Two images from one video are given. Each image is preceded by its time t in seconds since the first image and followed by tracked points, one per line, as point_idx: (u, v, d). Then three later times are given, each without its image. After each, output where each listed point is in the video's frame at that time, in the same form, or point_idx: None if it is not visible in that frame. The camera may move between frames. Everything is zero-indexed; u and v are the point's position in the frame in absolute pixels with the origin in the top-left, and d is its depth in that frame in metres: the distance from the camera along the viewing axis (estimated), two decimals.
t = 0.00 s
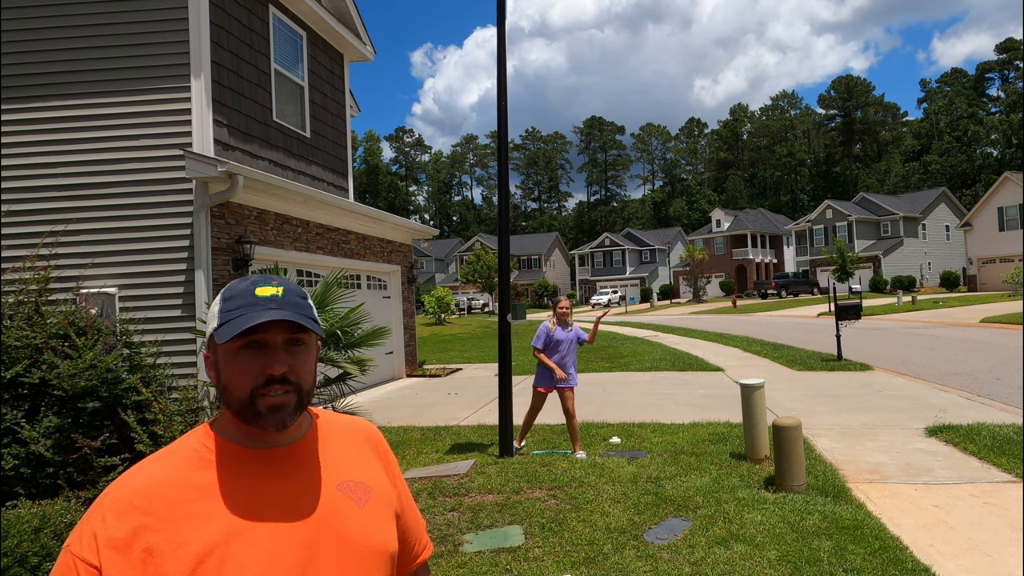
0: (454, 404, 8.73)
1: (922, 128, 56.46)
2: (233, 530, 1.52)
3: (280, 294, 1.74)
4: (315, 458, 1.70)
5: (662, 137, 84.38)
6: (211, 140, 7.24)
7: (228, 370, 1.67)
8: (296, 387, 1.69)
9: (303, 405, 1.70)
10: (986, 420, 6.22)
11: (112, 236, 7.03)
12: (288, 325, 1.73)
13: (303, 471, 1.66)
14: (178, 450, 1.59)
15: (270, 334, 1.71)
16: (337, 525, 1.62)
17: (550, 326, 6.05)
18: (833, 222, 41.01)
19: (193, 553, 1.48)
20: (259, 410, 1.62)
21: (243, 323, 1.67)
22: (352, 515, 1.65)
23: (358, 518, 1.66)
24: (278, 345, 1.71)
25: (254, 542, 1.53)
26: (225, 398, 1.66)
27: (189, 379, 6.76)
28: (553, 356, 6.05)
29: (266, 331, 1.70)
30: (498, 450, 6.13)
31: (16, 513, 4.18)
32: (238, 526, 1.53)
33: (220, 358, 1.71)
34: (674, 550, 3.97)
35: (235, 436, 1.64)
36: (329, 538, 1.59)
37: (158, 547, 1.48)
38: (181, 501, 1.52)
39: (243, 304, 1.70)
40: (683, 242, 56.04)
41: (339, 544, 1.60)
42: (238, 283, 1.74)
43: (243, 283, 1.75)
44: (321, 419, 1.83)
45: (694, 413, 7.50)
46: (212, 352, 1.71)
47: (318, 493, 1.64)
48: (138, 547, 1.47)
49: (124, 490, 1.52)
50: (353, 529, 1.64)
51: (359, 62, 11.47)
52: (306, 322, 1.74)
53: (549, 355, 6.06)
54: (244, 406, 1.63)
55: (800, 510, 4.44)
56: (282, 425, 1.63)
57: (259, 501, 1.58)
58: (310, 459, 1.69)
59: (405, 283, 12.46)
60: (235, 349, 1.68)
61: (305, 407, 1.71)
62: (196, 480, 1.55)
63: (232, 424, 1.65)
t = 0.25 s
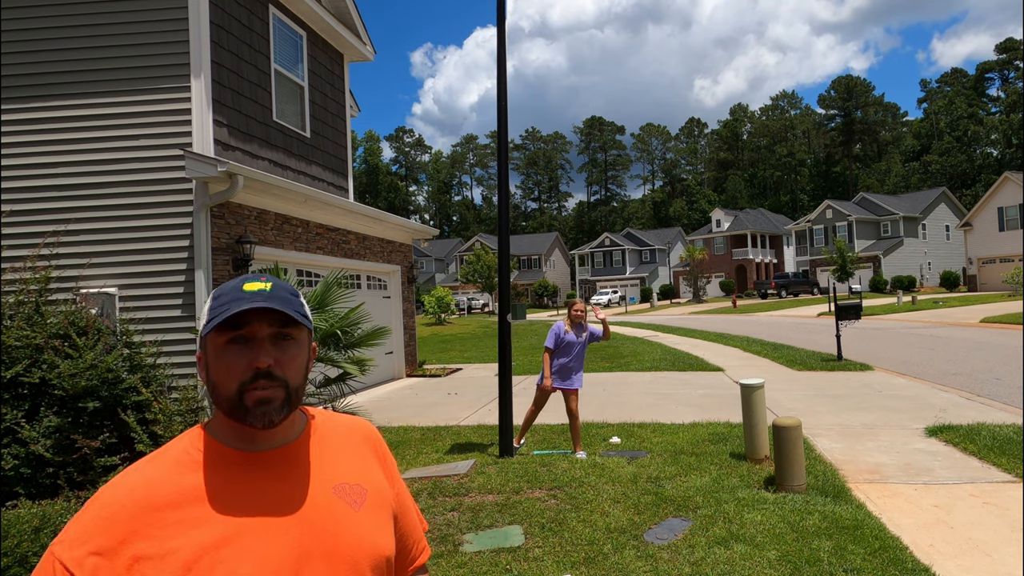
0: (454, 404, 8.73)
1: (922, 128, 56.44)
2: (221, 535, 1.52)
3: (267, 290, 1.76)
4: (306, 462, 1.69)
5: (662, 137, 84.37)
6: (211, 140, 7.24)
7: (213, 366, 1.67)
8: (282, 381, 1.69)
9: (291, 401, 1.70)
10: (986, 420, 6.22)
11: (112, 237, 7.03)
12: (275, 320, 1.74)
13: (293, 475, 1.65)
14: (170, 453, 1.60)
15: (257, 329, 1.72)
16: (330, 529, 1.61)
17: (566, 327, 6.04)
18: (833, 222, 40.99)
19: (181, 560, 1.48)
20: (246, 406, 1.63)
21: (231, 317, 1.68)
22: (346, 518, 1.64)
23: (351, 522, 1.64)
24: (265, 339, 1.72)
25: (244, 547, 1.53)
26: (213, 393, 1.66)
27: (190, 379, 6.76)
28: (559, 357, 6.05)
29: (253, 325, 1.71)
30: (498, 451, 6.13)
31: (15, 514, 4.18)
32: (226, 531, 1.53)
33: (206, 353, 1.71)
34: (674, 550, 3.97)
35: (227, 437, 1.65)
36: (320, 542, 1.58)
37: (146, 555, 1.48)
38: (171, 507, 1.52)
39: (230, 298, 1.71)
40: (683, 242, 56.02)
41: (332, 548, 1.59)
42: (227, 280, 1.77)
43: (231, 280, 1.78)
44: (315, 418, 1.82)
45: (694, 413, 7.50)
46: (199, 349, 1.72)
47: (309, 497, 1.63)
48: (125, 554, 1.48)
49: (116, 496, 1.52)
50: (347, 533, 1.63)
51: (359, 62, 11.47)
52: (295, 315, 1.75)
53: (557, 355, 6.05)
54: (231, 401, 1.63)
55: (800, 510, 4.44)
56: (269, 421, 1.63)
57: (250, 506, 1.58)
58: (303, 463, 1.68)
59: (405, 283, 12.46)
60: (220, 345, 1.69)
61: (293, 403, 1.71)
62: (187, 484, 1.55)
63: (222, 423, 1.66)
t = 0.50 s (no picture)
0: (454, 404, 8.72)
1: (922, 128, 56.41)
2: (207, 544, 1.52)
3: (244, 289, 1.74)
4: (291, 464, 1.68)
5: (662, 137, 84.35)
6: (211, 140, 7.24)
7: (190, 367, 1.65)
8: (261, 382, 1.67)
9: (272, 402, 1.68)
10: (986, 420, 6.22)
11: (112, 236, 7.03)
12: (253, 319, 1.72)
13: (279, 478, 1.64)
14: (153, 463, 1.59)
15: (234, 329, 1.70)
16: (320, 532, 1.60)
17: (566, 327, 6.04)
18: (833, 222, 40.98)
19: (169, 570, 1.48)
20: (224, 409, 1.61)
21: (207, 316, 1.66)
22: (337, 520, 1.63)
23: (342, 522, 1.64)
24: (243, 338, 1.70)
25: (233, 554, 1.53)
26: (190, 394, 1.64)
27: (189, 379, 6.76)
28: (558, 356, 6.05)
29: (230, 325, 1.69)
30: (498, 451, 6.12)
31: (15, 514, 4.19)
32: (214, 539, 1.53)
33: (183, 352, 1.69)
34: (674, 550, 3.97)
35: (210, 443, 1.64)
36: (310, 545, 1.58)
37: (133, 566, 1.49)
38: (155, 518, 1.52)
39: (206, 297, 1.70)
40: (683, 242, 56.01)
41: (323, 551, 1.58)
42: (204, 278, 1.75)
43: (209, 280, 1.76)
44: (301, 418, 1.81)
45: (694, 413, 7.50)
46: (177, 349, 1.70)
47: (297, 500, 1.62)
48: (113, 566, 1.48)
49: (101, 508, 1.52)
50: (337, 535, 1.61)
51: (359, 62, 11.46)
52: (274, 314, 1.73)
53: (556, 355, 6.05)
54: (209, 404, 1.62)
55: (800, 510, 4.44)
56: (248, 424, 1.61)
57: (236, 513, 1.57)
58: (289, 465, 1.67)
59: (404, 283, 12.46)
60: (197, 345, 1.67)
61: (273, 404, 1.69)
62: (171, 494, 1.55)
63: (204, 428, 1.64)
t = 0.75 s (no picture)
0: (454, 404, 8.72)
1: (922, 128, 56.42)
2: (200, 553, 1.49)
3: (231, 294, 1.67)
4: (280, 469, 1.65)
5: (662, 137, 84.39)
6: (211, 140, 7.24)
7: (176, 377, 1.59)
8: (250, 393, 1.61)
9: (260, 412, 1.63)
10: (986, 420, 6.23)
11: (112, 236, 7.03)
12: (239, 328, 1.66)
13: (268, 484, 1.62)
14: (137, 473, 1.54)
15: (220, 338, 1.63)
16: (313, 535, 1.59)
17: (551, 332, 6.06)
18: (833, 222, 41.00)
19: None
20: (212, 420, 1.55)
21: (192, 326, 1.59)
22: (329, 523, 1.63)
23: (334, 524, 1.63)
24: (229, 349, 1.64)
25: (226, 562, 1.50)
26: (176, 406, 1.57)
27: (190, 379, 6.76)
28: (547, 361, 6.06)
29: (216, 335, 1.62)
30: (498, 450, 6.12)
31: (15, 514, 4.19)
32: (207, 548, 1.50)
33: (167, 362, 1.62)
34: (674, 550, 3.97)
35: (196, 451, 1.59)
36: (303, 550, 1.57)
37: None
38: (145, 529, 1.48)
39: (190, 305, 1.62)
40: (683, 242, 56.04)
41: (317, 554, 1.58)
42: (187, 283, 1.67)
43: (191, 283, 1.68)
44: (285, 421, 1.78)
45: (694, 413, 7.50)
46: (160, 358, 1.63)
47: (287, 504, 1.61)
48: None
49: (86, 520, 1.48)
50: (330, 537, 1.61)
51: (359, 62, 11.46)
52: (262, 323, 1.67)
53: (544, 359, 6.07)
54: (197, 416, 1.56)
55: (800, 510, 4.44)
56: (237, 435, 1.56)
57: (228, 520, 1.55)
58: (277, 470, 1.65)
59: (404, 282, 12.45)
60: (182, 354, 1.60)
61: (262, 413, 1.64)
62: (159, 504, 1.51)
63: (190, 436, 1.60)
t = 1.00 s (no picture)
0: (454, 405, 8.72)
1: (922, 128, 56.44)
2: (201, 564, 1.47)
3: (225, 298, 1.65)
4: (274, 475, 1.64)
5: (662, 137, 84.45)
6: (211, 140, 7.24)
7: (169, 384, 1.55)
8: (245, 401, 1.57)
9: (254, 420, 1.59)
10: (986, 420, 6.23)
11: (112, 236, 7.03)
12: (234, 333, 1.63)
13: (262, 491, 1.61)
14: (130, 486, 1.51)
15: (214, 343, 1.60)
16: (307, 540, 1.61)
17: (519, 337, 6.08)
18: (833, 222, 41.01)
19: None
20: (207, 429, 1.51)
21: (187, 330, 1.57)
22: (322, 527, 1.64)
23: (328, 526, 1.65)
24: (225, 354, 1.61)
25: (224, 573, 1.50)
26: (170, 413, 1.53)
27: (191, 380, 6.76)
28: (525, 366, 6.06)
29: (210, 340, 1.59)
30: (498, 451, 6.12)
31: (16, 514, 4.19)
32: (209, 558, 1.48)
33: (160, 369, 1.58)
34: (674, 550, 3.97)
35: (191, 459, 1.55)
36: (300, 553, 1.58)
37: None
38: (140, 544, 1.45)
39: (184, 309, 1.60)
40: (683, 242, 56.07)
41: (313, 559, 1.60)
42: (180, 287, 1.66)
43: (183, 287, 1.66)
44: (275, 424, 1.76)
45: (694, 413, 7.50)
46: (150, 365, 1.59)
47: (283, 509, 1.61)
48: None
49: (79, 539, 1.44)
50: (324, 541, 1.63)
51: (359, 62, 11.47)
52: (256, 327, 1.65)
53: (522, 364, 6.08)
54: (192, 424, 1.52)
55: (800, 510, 4.44)
56: (233, 445, 1.52)
57: (225, 530, 1.53)
58: (272, 475, 1.64)
59: (404, 282, 12.44)
60: (175, 360, 1.57)
61: (256, 421, 1.61)
62: (154, 518, 1.48)
63: (181, 446, 1.55)
